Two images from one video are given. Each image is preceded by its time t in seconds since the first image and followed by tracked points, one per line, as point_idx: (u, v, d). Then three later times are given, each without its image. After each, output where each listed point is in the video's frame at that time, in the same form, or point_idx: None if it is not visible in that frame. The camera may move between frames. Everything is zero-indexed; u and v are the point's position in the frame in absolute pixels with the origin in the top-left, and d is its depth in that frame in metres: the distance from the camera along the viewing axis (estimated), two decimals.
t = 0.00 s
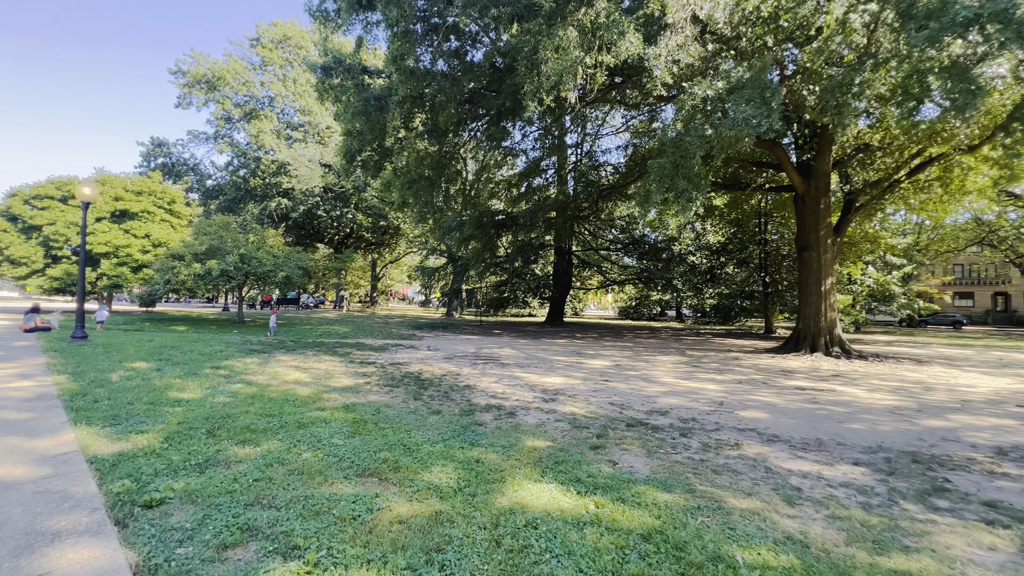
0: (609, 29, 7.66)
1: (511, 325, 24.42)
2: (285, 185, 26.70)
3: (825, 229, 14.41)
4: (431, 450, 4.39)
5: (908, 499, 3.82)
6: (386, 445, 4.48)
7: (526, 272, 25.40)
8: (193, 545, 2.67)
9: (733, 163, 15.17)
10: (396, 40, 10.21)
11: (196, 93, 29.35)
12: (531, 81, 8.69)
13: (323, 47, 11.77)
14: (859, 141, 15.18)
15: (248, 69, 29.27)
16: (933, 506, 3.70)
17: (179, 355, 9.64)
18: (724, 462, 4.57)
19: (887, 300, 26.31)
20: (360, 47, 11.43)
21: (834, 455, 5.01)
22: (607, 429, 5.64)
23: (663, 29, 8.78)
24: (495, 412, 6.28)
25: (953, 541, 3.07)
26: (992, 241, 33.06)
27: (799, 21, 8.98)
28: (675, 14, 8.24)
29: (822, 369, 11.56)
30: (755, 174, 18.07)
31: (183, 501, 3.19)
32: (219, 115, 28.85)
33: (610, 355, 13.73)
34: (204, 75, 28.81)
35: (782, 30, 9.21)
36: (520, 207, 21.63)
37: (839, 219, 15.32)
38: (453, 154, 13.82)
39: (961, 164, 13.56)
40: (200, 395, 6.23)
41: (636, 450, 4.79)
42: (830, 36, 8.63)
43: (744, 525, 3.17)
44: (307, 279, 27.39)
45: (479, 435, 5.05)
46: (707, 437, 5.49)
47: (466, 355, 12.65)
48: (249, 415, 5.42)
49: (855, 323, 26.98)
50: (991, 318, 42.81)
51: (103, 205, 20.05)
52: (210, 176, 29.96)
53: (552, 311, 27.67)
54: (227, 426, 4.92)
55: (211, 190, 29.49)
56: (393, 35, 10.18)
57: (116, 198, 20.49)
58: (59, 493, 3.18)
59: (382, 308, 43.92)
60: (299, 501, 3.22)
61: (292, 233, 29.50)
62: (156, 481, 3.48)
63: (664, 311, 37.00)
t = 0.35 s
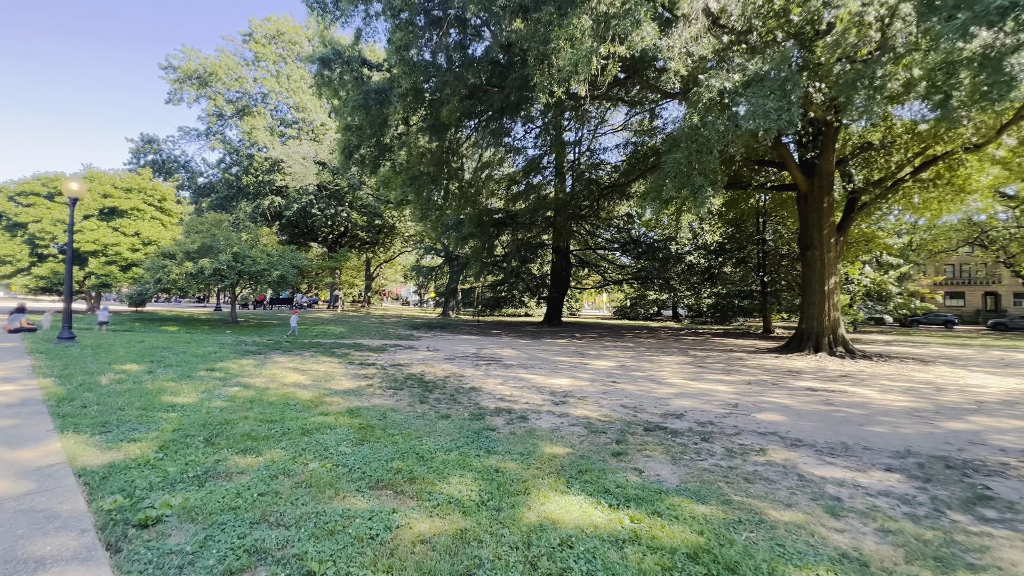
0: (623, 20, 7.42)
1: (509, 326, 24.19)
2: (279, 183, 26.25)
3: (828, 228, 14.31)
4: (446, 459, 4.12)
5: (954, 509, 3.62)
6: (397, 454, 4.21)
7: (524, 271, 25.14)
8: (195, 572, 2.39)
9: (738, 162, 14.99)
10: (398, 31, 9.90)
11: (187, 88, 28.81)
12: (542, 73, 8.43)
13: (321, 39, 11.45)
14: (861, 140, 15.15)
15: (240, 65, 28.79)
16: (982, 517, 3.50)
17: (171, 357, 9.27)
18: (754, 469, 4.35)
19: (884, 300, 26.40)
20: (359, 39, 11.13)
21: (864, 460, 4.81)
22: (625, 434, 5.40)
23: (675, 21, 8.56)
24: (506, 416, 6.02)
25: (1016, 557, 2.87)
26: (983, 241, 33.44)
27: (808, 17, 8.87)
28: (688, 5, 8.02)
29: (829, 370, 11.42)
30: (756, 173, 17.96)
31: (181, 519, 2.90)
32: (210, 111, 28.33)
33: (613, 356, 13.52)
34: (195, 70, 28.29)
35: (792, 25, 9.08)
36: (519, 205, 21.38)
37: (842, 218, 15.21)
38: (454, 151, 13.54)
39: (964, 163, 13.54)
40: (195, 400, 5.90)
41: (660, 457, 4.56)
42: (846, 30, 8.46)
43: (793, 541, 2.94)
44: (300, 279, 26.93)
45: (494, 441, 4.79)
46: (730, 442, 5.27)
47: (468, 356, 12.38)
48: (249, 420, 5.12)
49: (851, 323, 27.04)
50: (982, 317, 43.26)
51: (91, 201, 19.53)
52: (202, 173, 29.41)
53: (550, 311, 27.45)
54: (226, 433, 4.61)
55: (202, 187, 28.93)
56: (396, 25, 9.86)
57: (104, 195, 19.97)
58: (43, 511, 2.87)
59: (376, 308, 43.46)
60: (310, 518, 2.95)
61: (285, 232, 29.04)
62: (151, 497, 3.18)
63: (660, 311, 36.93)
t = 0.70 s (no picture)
0: (636, 14, 7.20)
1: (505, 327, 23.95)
2: (270, 181, 25.75)
3: (829, 229, 14.26)
4: (461, 477, 3.85)
5: (1001, 528, 3.42)
6: (409, 471, 3.93)
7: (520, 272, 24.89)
8: None
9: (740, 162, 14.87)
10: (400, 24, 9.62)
11: (175, 84, 28.19)
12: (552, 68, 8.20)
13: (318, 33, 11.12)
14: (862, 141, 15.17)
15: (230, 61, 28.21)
16: None
17: (161, 362, 8.89)
18: (784, 485, 4.14)
19: (878, 301, 26.56)
20: (357, 34, 10.81)
21: (894, 473, 4.62)
22: (643, 445, 5.17)
23: (687, 17, 8.36)
24: (517, 426, 5.75)
25: None
26: (971, 241, 33.88)
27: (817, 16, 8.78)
28: None
29: (834, 373, 11.31)
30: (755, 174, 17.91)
31: (176, 554, 2.61)
32: (200, 108, 27.71)
33: (615, 358, 13.31)
34: (184, 66, 27.64)
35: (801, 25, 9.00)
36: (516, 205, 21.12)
37: (842, 220, 15.14)
38: (453, 149, 13.26)
39: (964, 165, 13.57)
40: (187, 410, 5.56)
41: (685, 472, 4.33)
42: (861, 28, 8.37)
43: (848, 572, 2.72)
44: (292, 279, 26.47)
45: (508, 455, 4.53)
46: (753, 453, 5.06)
47: (467, 359, 12.10)
48: (246, 433, 4.82)
49: (845, 324, 27.17)
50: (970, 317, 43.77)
51: (75, 199, 18.95)
52: (191, 171, 28.76)
53: (545, 312, 27.22)
54: (222, 449, 4.30)
55: (191, 185, 28.30)
56: (398, 19, 9.59)
57: (89, 193, 19.38)
58: (18, 548, 2.56)
59: (369, 309, 42.97)
60: (321, 551, 2.67)
61: (277, 231, 28.50)
62: (142, 527, 2.88)
63: (654, 312, 36.91)
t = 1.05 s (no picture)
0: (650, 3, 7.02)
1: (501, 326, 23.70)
2: (261, 178, 25.24)
3: (830, 229, 14.23)
4: (478, 486, 3.61)
5: None
6: (422, 480, 3.68)
7: (516, 271, 24.67)
8: None
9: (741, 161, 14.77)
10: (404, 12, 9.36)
11: (163, 79, 27.55)
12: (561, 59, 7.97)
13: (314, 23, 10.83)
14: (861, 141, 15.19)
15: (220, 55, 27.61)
16: None
17: (150, 363, 8.54)
18: (814, 491, 3.96)
19: (870, 301, 26.74)
20: (354, 24, 10.51)
21: (922, 476, 4.47)
22: (661, 449, 4.97)
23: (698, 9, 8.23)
24: (527, 430, 5.52)
25: None
26: (959, 242, 34.33)
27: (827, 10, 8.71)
28: None
29: (838, 373, 11.22)
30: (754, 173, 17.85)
31: None
32: (188, 103, 27.11)
33: (616, 358, 13.14)
34: (172, 59, 26.96)
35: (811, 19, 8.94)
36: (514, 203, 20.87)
37: (841, 220, 15.11)
38: (453, 144, 12.99)
39: (964, 165, 13.62)
40: (180, 414, 5.25)
41: (711, 478, 4.13)
42: (873, 23, 8.32)
43: None
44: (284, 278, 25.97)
45: (524, 461, 4.29)
46: (774, 457, 4.89)
47: (467, 359, 11.84)
48: (244, 439, 4.53)
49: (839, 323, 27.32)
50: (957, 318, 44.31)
51: (58, 195, 18.39)
52: (179, 167, 28.09)
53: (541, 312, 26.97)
54: (220, 457, 4.02)
55: (179, 182, 27.66)
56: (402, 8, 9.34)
57: (74, 189, 18.78)
58: None
59: (361, 308, 42.45)
60: (336, 573, 2.42)
61: (267, 229, 27.95)
62: (135, 546, 2.61)
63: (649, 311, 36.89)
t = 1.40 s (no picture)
0: None
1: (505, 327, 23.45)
2: (262, 177, 24.91)
3: (841, 229, 14.05)
4: (517, 505, 3.37)
5: None
6: (457, 498, 3.44)
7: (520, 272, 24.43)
8: None
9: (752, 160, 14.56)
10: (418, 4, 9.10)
11: (161, 76, 27.17)
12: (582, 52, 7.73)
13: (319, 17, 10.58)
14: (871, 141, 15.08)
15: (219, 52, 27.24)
16: None
17: (153, 367, 8.25)
18: (869, 507, 3.73)
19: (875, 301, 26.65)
20: (362, 18, 10.25)
21: (974, 490, 4.26)
22: (696, 460, 4.74)
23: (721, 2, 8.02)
24: (553, 439, 5.28)
25: None
26: (960, 242, 34.30)
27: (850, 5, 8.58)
28: None
29: (854, 376, 11.02)
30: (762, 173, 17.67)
31: None
32: (187, 100, 26.73)
33: (626, 361, 12.92)
34: (170, 57, 26.58)
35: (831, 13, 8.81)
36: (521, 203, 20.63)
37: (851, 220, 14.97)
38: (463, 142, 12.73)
39: (976, 165, 13.51)
40: (189, 424, 4.99)
41: (757, 493, 3.90)
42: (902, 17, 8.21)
43: None
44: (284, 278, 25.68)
45: (558, 475, 4.05)
46: (816, 469, 4.67)
47: (476, 362, 11.60)
48: (259, 452, 4.27)
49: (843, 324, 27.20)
50: (957, 318, 44.30)
51: (55, 194, 18.08)
52: (177, 166, 27.72)
53: (544, 312, 26.77)
54: (237, 472, 3.76)
55: (178, 181, 27.28)
56: None
57: (71, 187, 18.42)
58: None
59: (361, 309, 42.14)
60: None
61: (267, 229, 27.62)
62: None
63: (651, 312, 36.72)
